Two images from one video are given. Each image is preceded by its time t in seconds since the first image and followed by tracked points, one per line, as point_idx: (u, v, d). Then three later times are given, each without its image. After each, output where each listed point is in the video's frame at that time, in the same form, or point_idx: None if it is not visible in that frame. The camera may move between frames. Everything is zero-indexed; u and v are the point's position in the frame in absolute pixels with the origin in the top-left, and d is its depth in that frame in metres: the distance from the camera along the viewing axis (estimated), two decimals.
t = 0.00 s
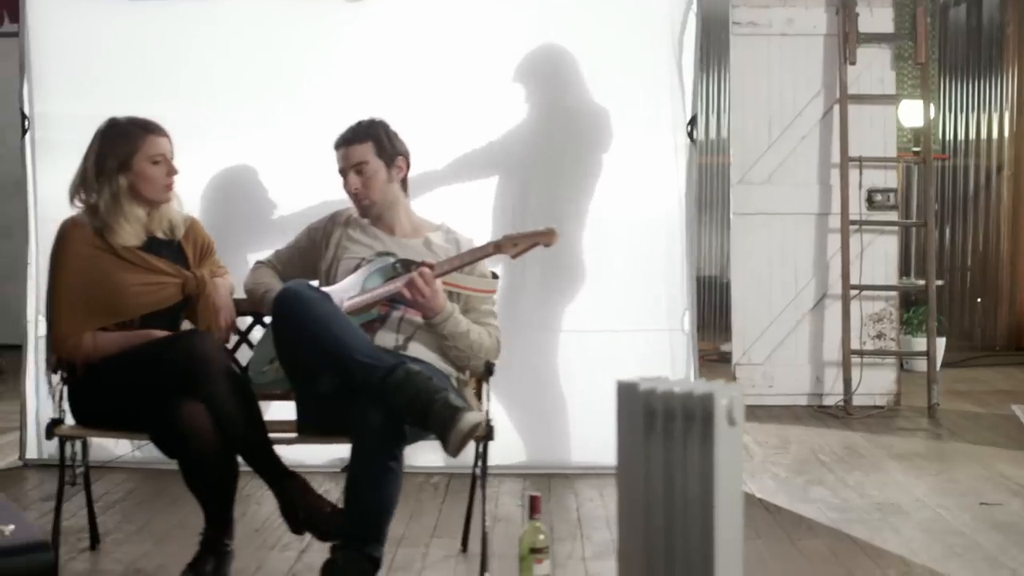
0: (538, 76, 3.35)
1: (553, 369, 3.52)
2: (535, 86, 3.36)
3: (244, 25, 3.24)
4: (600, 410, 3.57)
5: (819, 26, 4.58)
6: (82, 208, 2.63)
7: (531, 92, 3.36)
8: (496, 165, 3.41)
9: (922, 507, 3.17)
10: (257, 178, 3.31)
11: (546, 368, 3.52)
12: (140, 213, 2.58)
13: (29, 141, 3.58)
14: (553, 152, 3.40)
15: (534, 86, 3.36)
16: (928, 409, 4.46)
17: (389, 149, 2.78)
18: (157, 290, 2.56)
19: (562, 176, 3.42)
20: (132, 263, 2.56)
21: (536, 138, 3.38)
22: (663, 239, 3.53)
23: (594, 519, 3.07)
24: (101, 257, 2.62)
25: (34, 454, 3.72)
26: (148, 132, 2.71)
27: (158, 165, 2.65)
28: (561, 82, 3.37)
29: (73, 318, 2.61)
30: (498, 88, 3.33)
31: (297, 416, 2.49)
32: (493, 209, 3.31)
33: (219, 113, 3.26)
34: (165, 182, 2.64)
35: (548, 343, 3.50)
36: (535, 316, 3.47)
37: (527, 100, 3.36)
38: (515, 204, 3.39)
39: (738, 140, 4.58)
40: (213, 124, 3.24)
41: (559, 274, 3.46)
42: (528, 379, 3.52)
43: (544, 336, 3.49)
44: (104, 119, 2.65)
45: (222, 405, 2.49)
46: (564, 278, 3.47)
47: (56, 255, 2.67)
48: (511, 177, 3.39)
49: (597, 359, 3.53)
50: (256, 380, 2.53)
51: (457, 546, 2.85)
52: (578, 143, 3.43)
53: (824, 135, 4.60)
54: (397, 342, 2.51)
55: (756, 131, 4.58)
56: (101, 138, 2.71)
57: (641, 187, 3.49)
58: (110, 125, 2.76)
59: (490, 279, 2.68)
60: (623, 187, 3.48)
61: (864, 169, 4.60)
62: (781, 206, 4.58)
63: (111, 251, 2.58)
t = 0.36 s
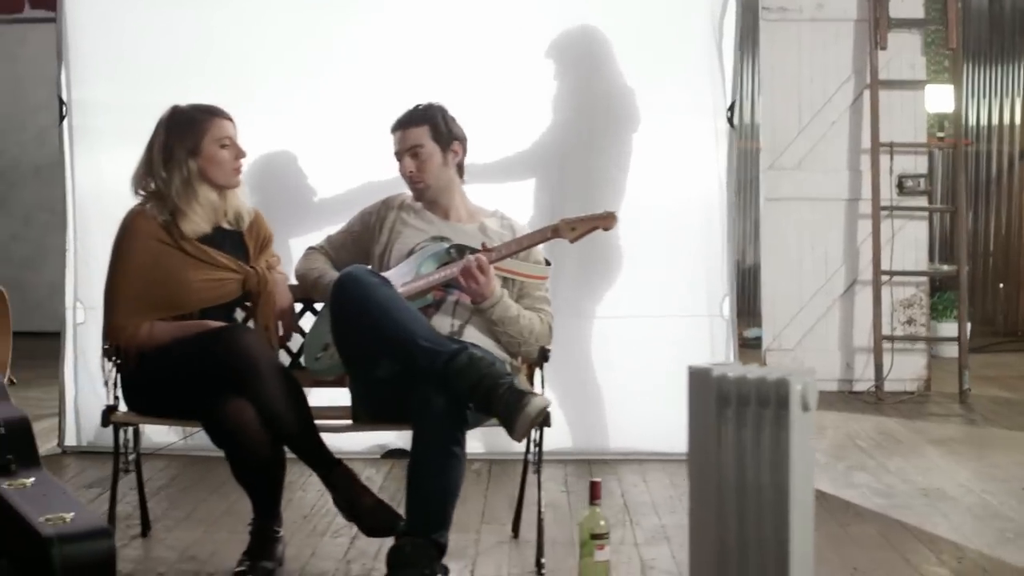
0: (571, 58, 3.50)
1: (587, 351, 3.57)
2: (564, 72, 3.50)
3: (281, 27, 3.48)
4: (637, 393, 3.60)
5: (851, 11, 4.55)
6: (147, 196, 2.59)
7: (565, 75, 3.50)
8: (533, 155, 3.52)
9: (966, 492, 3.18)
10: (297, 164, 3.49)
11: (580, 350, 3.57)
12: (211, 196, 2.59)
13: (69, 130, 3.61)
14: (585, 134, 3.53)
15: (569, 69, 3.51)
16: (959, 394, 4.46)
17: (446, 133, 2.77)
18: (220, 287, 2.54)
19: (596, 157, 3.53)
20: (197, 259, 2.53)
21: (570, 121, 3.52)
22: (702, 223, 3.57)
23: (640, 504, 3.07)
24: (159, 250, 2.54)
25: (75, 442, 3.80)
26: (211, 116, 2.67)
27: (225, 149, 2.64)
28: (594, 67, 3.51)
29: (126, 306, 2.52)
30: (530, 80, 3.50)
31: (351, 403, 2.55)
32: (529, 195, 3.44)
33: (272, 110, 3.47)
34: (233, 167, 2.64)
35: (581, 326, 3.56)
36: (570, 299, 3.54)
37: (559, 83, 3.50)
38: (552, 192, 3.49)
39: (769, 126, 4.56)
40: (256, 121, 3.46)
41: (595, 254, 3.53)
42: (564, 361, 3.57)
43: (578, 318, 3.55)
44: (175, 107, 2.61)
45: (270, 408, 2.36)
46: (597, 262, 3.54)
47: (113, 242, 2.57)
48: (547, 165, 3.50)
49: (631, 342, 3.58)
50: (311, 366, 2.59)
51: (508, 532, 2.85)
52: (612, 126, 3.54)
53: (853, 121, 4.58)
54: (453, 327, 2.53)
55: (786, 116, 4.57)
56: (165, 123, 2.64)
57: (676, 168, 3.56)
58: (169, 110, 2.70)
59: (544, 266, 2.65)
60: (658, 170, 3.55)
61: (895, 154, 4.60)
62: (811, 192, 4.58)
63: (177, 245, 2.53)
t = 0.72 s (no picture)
0: (599, 54, 3.48)
1: (622, 347, 3.59)
2: (594, 69, 3.48)
3: (309, 20, 3.51)
4: (671, 390, 3.62)
5: (877, 9, 4.55)
6: (214, 200, 2.62)
7: (595, 71, 3.48)
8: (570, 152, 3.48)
9: (1006, 488, 3.18)
10: (339, 161, 3.46)
11: (615, 347, 3.59)
12: (280, 198, 2.62)
13: (103, 125, 3.60)
14: (618, 131, 3.51)
15: (598, 66, 3.48)
16: (987, 391, 4.47)
17: (495, 130, 2.72)
18: (285, 293, 2.57)
19: (629, 153, 3.51)
20: (266, 267, 2.56)
21: (603, 118, 3.49)
22: (736, 218, 3.56)
23: (682, 502, 3.07)
24: (228, 257, 2.58)
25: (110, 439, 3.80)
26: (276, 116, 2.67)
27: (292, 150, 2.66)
28: (624, 63, 3.48)
29: (189, 307, 2.58)
30: (559, 78, 3.47)
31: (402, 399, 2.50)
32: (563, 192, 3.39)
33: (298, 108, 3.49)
34: (301, 166, 2.68)
35: (616, 324, 3.58)
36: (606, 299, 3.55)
37: (590, 80, 3.49)
38: (586, 190, 3.47)
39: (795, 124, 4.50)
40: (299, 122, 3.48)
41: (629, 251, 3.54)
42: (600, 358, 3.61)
43: (614, 315, 3.57)
44: (237, 110, 2.63)
45: (326, 404, 2.37)
46: (631, 260, 3.55)
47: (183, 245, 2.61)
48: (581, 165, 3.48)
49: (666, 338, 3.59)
50: (359, 363, 2.59)
51: (554, 530, 2.84)
52: (644, 122, 3.52)
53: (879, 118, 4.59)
54: (504, 324, 2.52)
55: (813, 111, 4.50)
56: (229, 126, 2.67)
57: (709, 163, 3.54)
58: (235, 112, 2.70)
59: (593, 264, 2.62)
60: (692, 165, 3.54)
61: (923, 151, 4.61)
62: (839, 189, 4.56)
63: (248, 253, 2.56)
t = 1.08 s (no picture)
0: (641, 58, 3.57)
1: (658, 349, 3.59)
2: (634, 72, 3.57)
3: (346, 21, 3.60)
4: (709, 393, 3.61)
5: (904, 10, 4.51)
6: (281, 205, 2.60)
7: (636, 74, 3.57)
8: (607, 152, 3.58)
9: None
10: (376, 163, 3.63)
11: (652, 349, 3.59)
12: (349, 205, 2.61)
13: (142, 126, 3.65)
14: (657, 133, 3.58)
15: (639, 70, 3.57)
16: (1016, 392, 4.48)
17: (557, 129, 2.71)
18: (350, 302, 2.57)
19: (666, 154, 3.58)
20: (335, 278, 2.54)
21: (643, 120, 3.57)
22: (772, 222, 3.59)
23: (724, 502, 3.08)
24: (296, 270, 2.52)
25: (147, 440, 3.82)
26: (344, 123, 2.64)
27: (362, 155, 2.63)
28: (664, 66, 3.56)
29: (250, 317, 2.52)
30: (598, 81, 3.57)
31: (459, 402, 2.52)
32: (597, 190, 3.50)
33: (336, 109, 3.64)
34: (369, 171, 2.65)
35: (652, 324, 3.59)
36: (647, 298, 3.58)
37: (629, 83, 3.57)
38: (625, 191, 3.57)
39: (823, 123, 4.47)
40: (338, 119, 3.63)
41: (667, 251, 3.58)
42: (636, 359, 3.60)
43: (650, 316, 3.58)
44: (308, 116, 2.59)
45: (386, 407, 2.37)
46: (667, 257, 3.58)
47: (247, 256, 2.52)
48: (619, 166, 3.57)
49: (703, 339, 3.59)
50: (413, 365, 2.63)
51: (603, 531, 2.84)
52: (682, 124, 3.58)
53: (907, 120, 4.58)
54: (559, 326, 2.55)
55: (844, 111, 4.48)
56: (297, 132, 2.64)
57: (744, 165, 3.59)
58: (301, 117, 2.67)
59: (646, 267, 2.64)
60: (728, 168, 3.59)
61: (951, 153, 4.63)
62: (868, 191, 4.54)
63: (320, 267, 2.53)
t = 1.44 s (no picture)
0: (676, 58, 3.57)
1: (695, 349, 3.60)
2: (670, 72, 3.57)
3: (382, 22, 3.61)
4: (747, 393, 3.60)
5: (933, 12, 4.52)
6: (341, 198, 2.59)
7: (673, 75, 3.58)
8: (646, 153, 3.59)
9: None
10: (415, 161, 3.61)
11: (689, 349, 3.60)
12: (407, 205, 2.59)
13: (180, 126, 3.70)
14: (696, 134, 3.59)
15: (675, 70, 3.57)
16: None
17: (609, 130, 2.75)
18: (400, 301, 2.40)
19: (704, 155, 3.60)
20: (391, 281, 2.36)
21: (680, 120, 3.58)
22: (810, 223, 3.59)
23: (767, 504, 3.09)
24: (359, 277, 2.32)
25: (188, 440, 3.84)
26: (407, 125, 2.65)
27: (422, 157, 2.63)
28: (700, 66, 3.57)
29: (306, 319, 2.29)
30: (634, 81, 3.57)
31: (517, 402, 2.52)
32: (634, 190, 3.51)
33: (366, 109, 3.64)
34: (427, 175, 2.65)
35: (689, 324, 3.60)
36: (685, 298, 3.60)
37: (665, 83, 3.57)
38: (661, 191, 3.59)
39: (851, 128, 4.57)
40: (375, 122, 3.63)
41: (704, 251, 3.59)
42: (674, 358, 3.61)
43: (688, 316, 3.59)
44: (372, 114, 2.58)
45: (442, 407, 2.36)
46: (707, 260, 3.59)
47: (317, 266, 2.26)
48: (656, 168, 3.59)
49: (741, 340, 3.60)
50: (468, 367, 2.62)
51: (653, 532, 2.85)
52: (720, 125, 3.59)
53: (936, 121, 4.58)
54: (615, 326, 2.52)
55: (868, 116, 4.56)
56: (362, 131, 2.64)
57: (782, 166, 3.59)
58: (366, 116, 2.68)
59: (698, 270, 2.64)
60: (766, 168, 3.59)
61: (980, 155, 4.63)
62: (893, 193, 4.58)
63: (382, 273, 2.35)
